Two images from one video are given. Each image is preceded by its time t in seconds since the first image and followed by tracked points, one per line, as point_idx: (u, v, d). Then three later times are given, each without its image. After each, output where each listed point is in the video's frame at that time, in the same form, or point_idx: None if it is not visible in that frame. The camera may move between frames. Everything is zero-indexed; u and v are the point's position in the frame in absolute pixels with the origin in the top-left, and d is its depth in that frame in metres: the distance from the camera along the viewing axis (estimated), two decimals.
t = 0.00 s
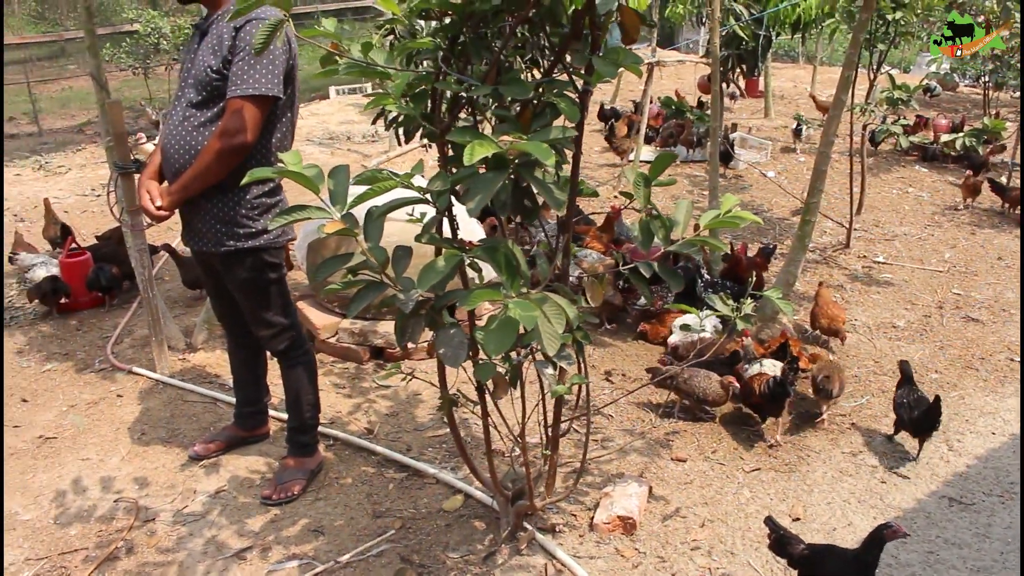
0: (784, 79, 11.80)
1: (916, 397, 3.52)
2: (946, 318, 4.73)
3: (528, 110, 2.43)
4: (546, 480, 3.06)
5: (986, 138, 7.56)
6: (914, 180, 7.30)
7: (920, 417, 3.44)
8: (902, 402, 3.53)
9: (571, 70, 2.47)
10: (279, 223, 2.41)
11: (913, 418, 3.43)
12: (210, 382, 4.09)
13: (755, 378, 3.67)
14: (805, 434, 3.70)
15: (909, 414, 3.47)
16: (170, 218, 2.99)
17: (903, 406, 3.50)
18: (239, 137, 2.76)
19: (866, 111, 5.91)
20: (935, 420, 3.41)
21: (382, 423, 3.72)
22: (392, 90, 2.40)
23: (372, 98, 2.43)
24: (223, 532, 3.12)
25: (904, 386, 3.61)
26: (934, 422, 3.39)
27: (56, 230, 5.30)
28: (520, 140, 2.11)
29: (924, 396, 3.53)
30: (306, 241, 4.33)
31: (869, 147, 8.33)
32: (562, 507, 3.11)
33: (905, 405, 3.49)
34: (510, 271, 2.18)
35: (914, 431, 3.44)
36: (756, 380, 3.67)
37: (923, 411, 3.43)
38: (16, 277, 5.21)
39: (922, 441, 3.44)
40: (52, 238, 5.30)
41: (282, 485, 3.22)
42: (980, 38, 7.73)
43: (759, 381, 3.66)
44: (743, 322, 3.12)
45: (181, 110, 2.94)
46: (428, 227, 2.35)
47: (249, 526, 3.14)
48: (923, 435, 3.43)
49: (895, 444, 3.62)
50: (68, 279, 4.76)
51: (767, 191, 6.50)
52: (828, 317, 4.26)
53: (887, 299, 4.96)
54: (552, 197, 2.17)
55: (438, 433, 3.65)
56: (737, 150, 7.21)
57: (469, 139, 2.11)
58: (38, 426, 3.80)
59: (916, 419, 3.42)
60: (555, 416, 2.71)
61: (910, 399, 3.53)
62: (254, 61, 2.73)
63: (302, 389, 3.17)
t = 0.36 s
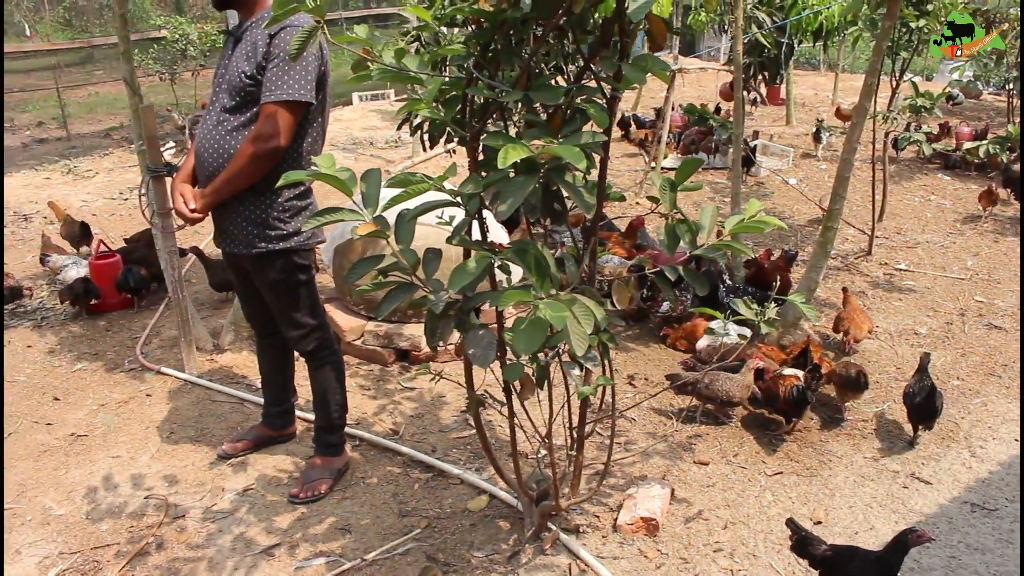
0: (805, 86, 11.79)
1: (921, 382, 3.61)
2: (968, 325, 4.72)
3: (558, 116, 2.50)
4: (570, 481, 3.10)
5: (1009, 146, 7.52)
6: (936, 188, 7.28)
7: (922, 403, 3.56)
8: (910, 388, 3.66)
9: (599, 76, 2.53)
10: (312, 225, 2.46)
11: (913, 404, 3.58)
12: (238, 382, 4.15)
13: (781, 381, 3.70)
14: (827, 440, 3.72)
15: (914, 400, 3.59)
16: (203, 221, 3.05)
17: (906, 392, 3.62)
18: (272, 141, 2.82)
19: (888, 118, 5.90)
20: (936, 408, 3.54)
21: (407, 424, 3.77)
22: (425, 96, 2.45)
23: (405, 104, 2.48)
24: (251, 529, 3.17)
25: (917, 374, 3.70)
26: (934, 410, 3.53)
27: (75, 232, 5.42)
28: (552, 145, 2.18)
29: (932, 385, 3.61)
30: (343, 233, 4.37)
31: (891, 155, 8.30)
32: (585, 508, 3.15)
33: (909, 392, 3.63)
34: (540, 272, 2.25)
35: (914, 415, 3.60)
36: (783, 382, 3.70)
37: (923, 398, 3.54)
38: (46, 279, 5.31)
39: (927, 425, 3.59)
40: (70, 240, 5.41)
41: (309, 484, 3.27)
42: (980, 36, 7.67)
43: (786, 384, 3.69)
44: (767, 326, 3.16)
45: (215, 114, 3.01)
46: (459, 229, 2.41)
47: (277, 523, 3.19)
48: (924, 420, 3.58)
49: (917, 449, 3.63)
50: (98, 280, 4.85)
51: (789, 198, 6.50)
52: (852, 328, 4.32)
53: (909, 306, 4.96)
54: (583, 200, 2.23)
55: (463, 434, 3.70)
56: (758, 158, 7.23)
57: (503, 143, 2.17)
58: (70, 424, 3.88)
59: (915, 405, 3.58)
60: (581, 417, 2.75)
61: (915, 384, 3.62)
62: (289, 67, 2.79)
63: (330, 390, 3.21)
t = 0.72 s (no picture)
0: (826, 95, 11.81)
1: (952, 374, 3.81)
2: (991, 333, 4.72)
3: (587, 120, 2.57)
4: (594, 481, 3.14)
5: None
6: (957, 196, 7.26)
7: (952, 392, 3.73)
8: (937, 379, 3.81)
9: (629, 81, 2.59)
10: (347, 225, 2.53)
11: (944, 395, 3.73)
12: (264, 381, 4.21)
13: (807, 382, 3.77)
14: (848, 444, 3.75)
15: (943, 390, 3.77)
16: (236, 221, 3.11)
17: (937, 381, 3.79)
18: (306, 143, 2.87)
19: (910, 126, 5.90)
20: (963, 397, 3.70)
21: (432, 424, 3.82)
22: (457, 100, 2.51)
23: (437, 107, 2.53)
24: (279, 524, 3.22)
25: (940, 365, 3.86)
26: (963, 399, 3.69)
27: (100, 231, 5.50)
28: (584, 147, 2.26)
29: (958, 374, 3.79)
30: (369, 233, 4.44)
31: (912, 163, 8.29)
32: (609, 508, 3.20)
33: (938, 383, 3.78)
34: (571, 270, 2.35)
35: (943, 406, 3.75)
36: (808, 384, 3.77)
37: (953, 386, 3.72)
38: (76, 278, 5.42)
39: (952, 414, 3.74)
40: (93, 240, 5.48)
41: (335, 480, 3.32)
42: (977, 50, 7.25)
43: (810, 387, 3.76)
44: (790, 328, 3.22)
45: (250, 117, 3.07)
46: (491, 229, 2.49)
47: (305, 519, 3.24)
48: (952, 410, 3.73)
49: (939, 454, 3.64)
50: (127, 281, 4.94)
51: (810, 205, 6.52)
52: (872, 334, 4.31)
53: (931, 313, 4.97)
54: (612, 201, 2.34)
55: (487, 435, 3.74)
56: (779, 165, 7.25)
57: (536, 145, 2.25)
58: (101, 420, 3.97)
59: (946, 396, 3.72)
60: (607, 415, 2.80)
61: (945, 375, 3.81)
62: (322, 70, 2.83)
63: (358, 388, 3.25)
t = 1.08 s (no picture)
0: (854, 102, 11.79)
1: (964, 367, 3.91)
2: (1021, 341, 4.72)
3: (626, 125, 2.63)
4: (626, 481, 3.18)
5: None
6: (987, 205, 7.23)
7: (966, 385, 3.84)
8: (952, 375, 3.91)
9: (668, 88, 2.66)
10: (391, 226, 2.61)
11: (959, 388, 3.84)
12: (299, 380, 4.29)
13: (838, 389, 3.81)
14: (877, 448, 3.77)
15: (957, 383, 3.88)
16: (279, 221, 3.20)
17: (951, 375, 3.90)
18: (349, 145, 2.95)
19: (940, 134, 5.90)
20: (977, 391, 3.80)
21: (464, 424, 3.87)
22: (499, 105, 2.57)
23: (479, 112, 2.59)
24: (316, 519, 3.29)
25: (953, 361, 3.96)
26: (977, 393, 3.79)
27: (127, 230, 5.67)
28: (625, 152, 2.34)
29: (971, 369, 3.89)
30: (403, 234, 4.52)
31: (941, 171, 8.26)
32: (640, 508, 3.25)
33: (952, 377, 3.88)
34: (610, 271, 2.43)
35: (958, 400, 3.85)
36: (839, 390, 3.82)
37: (968, 380, 3.83)
38: (113, 278, 5.54)
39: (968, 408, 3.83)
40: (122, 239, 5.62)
41: (371, 477, 3.38)
42: None
43: (841, 393, 3.81)
44: (820, 332, 3.26)
45: (293, 119, 3.15)
46: (531, 231, 2.55)
47: (341, 514, 3.31)
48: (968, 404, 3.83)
49: (968, 461, 3.66)
50: (164, 280, 5.04)
51: (838, 212, 6.53)
52: (900, 342, 4.29)
53: (960, 321, 4.97)
54: (652, 204, 2.41)
55: (519, 435, 3.80)
56: (806, 172, 7.26)
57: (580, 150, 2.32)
58: (141, 416, 4.07)
59: (961, 390, 3.83)
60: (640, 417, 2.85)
61: (958, 370, 3.91)
62: (366, 73, 2.91)
63: (394, 387, 3.32)
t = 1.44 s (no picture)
0: (880, 109, 11.75)
1: (985, 365, 4.04)
2: None
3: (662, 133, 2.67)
4: (655, 486, 3.21)
5: None
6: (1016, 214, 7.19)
7: (986, 383, 3.97)
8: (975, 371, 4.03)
9: (704, 98, 2.71)
10: (429, 231, 2.67)
11: (980, 384, 3.96)
12: (330, 382, 4.35)
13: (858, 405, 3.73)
14: (905, 456, 3.78)
15: (978, 380, 4.00)
16: (315, 225, 3.26)
17: (972, 373, 4.02)
18: (385, 151, 3.00)
19: (970, 143, 5.88)
20: (998, 387, 3.94)
21: (494, 427, 3.92)
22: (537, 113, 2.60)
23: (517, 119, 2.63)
24: (349, 519, 3.34)
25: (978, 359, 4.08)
26: (998, 390, 3.93)
27: (138, 233, 5.82)
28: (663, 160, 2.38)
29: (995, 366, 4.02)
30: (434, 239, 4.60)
31: (969, 179, 8.22)
32: (670, 512, 3.28)
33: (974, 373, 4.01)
34: (647, 277, 2.48)
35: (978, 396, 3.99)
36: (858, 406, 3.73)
37: (990, 376, 3.96)
38: (146, 279, 5.64)
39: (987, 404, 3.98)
40: (137, 242, 5.71)
41: (403, 479, 3.42)
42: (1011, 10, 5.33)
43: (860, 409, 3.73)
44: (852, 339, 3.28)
45: (331, 125, 3.22)
46: (568, 238, 2.60)
47: (373, 514, 3.35)
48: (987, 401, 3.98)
49: (998, 470, 3.65)
50: (196, 282, 5.11)
51: (866, 220, 6.53)
52: (924, 355, 4.27)
53: (989, 330, 4.95)
54: (689, 212, 2.47)
55: (548, 438, 3.83)
56: (832, 179, 7.27)
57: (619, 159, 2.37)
58: (175, 415, 4.15)
59: (982, 385, 3.96)
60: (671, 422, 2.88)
61: (980, 367, 4.04)
62: (404, 81, 2.96)
63: (427, 390, 3.37)
